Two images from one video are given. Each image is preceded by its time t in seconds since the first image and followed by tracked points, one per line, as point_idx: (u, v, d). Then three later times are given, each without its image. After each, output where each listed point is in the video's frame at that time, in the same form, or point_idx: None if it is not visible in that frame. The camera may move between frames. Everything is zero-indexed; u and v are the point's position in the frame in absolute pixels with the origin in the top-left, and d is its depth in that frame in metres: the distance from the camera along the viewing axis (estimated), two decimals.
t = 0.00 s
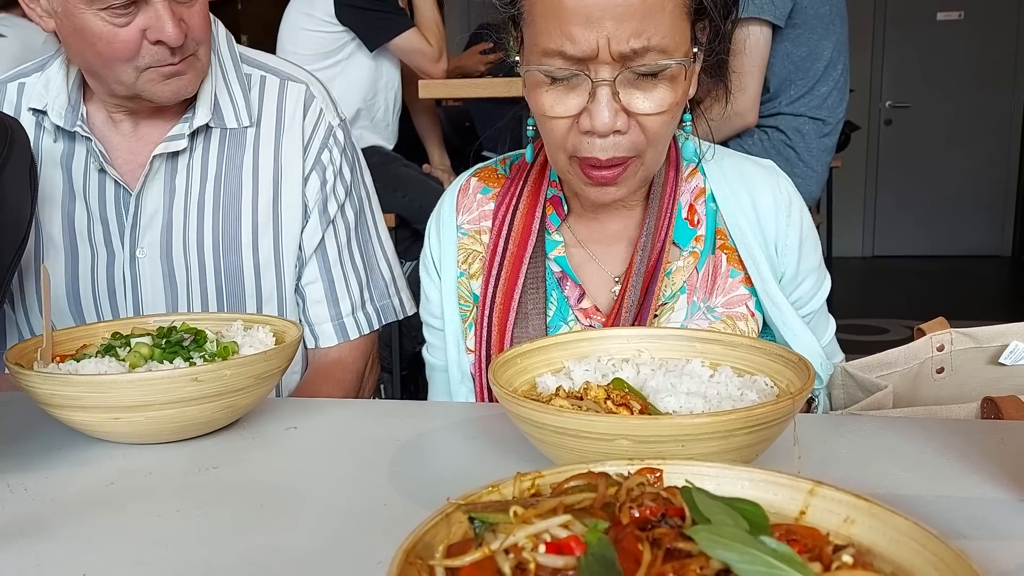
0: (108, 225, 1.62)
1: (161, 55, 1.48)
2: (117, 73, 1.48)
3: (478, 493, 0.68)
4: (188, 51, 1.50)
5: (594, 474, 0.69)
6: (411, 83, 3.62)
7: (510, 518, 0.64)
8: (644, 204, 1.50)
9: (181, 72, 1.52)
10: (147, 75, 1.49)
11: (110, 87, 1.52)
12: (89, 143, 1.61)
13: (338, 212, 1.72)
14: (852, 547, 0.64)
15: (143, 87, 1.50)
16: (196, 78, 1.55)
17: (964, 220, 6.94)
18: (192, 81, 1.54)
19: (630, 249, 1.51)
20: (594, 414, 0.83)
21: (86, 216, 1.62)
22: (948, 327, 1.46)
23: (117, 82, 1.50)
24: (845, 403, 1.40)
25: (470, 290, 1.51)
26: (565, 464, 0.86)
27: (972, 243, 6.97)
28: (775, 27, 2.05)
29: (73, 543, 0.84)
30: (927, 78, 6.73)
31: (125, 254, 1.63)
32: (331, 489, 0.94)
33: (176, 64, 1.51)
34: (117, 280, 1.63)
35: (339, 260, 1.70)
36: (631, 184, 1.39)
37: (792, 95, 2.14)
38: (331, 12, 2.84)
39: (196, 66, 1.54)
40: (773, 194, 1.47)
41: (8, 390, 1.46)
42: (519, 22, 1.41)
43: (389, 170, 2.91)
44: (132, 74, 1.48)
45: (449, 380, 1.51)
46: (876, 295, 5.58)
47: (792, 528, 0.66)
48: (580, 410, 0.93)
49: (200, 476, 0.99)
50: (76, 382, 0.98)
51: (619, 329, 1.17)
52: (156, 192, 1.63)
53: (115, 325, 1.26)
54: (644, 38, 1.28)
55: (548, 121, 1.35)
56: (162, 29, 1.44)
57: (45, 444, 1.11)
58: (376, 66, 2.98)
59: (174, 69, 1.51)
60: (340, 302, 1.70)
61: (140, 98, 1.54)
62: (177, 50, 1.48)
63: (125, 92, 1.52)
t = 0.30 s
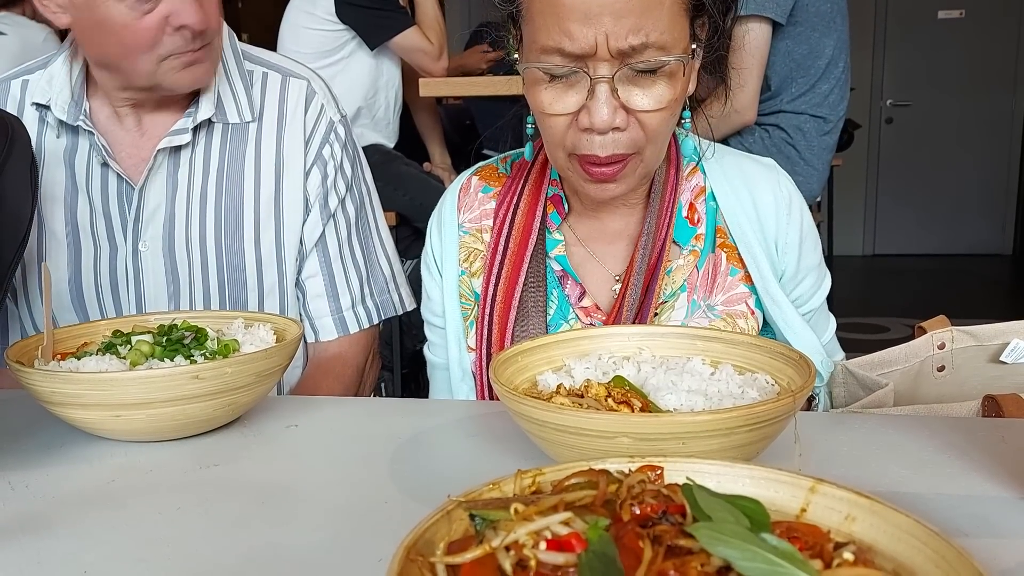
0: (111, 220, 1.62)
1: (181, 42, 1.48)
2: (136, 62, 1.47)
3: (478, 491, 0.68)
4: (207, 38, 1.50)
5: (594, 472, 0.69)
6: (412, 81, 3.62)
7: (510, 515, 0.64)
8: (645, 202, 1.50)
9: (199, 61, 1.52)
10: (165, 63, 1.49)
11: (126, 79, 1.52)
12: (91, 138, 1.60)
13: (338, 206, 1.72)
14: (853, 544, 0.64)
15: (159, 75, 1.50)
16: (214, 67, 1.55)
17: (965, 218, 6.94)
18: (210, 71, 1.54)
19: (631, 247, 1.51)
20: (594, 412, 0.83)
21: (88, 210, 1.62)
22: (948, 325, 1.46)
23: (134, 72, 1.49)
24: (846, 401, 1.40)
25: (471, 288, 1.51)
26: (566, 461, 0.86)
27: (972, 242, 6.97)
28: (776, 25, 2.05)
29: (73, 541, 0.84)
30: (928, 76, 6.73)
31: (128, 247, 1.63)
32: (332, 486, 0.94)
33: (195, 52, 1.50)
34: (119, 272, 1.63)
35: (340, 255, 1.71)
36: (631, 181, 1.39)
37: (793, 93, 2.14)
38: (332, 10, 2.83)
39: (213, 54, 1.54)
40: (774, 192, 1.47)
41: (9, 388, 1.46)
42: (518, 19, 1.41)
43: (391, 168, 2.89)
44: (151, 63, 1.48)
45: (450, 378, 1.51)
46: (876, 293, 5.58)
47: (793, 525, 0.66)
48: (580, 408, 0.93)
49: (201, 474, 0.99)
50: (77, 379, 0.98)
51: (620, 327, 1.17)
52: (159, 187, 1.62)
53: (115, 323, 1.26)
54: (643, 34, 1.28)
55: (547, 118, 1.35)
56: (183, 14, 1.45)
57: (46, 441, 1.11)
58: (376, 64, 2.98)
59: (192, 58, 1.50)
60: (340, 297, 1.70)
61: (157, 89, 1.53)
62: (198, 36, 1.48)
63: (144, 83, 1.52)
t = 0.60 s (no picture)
0: (113, 212, 1.62)
1: (219, 14, 1.51)
2: (177, 38, 1.48)
3: (478, 488, 0.68)
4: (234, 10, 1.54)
5: (595, 469, 0.69)
6: (412, 79, 3.62)
7: (510, 511, 0.64)
8: (645, 200, 1.50)
9: (233, 36, 1.55)
10: (206, 38, 1.51)
11: (152, 57, 1.51)
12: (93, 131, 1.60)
13: (337, 197, 1.71)
14: (853, 541, 0.64)
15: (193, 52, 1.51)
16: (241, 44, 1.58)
17: (965, 216, 6.94)
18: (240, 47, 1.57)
19: (631, 245, 1.51)
20: (594, 408, 0.83)
21: (91, 203, 1.61)
22: (948, 323, 1.46)
23: (173, 50, 1.50)
24: (846, 398, 1.40)
25: (472, 286, 1.51)
26: (567, 459, 0.86)
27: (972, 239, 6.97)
28: (777, 22, 2.05)
29: (74, 538, 0.84)
30: (929, 74, 6.72)
31: (132, 238, 1.62)
32: (332, 484, 0.93)
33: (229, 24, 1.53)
34: (122, 264, 1.63)
35: (337, 246, 1.70)
36: (632, 178, 1.38)
37: (794, 90, 2.14)
38: (332, 8, 2.83)
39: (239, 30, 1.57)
40: (775, 189, 1.47)
41: (9, 384, 1.46)
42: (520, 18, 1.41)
43: (390, 166, 2.90)
44: (193, 39, 1.49)
45: (451, 375, 1.51)
46: (876, 291, 5.57)
47: (793, 521, 0.65)
48: (580, 405, 0.93)
49: (201, 471, 0.98)
50: (76, 377, 0.98)
51: (620, 324, 1.16)
52: (163, 182, 1.62)
53: (115, 320, 1.26)
54: (645, 33, 1.27)
55: (549, 117, 1.35)
56: None
57: (46, 439, 1.11)
58: (376, 62, 2.97)
59: (228, 32, 1.53)
60: (336, 287, 1.70)
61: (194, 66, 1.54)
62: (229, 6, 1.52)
63: (178, 62, 1.52)
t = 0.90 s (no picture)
0: (112, 209, 1.62)
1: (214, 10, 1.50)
2: (173, 35, 1.48)
3: (478, 485, 0.68)
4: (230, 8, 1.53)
5: (596, 466, 0.69)
6: (412, 76, 3.61)
7: (510, 509, 0.64)
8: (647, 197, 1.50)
9: (229, 32, 1.54)
10: (202, 35, 1.50)
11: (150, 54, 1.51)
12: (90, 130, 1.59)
13: (336, 193, 1.71)
14: (855, 537, 0.64)
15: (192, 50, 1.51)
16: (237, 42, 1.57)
17: (966, 213, 6.94)
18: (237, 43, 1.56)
19: (632, 241, 1.51)
20: (595, 405, 0.83)
21: (89, 201, 1.61)
22: (949, 320, 1.46)
23: (168, 48, 1.50)
24: (847, 395, 1.40)
25: (473, 283, 1.51)
26: (568, 456, 0.86)
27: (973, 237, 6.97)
28: (778, 18, 2.04)
29: (74, 536, 0.83)
30: (930, 71, 6.72)
31: (130, 236, 1.63)
32: (333, 482, 0.93)
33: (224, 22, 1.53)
34: (120, 262, 1.63)
35: (336, 241, 1.69)
36: (633, 176, 1.38)
37: (795, 87, 2.14)
38: (332, 6, 2.82)
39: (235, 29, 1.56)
40: (776, 186, 1.47)
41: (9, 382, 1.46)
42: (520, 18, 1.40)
43: (391, 163, 2.87)
44: (189, 36, 1.49)
45: (452, 372, 1.51)
46: (877, 288, 5.57)
47: (794, 518, 0.65)
48: (581, 402, 0.93)
49: (201, 469, 0.98)
50: (77, 374, 0.98)
51: (621, 321, 1.16)
52: (161, 178, 1.62)
53: (115, 317, 1.26)
54: (646, 32, 1.27)
55: (550, 117, 1.34)
56: None
57: (45, 436, 1.11)
58: (376, 60, 2.97)
59: (224, 28, 1.53)
60: (335, 283, 1.69)
61: (192, 63, 1.54)
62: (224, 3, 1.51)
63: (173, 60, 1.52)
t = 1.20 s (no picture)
0: (109, 210, 1.62)
1: None
2: (96, 17, 1.41)
3: (479, 485, 0.68)
4: None
5: (597, 465, 0.69)
6: (412, 76, 3.61)
7: (511, 509, 0.64)
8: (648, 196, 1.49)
9: (161, 21, 1.42)
10: (124, 20, 1.40)
11: (94, 39, 1.46)
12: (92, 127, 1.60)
13: (335, 196, 1.71)
14: (856, 538, 0.64)
15: (130, 43, 1.43)
16: (179, 34, 1.45)
17: (966, 213, 6.93)
18: (174, 35, 1.45)
19: (634, 241, 1.50)
20: (597, 404, 0.83)
21: (87, 202, 1.61)
22: (950, 320, 1.46)
23: (97, 31, 1.43)
24: (848, 395, 1.40)
25: (475, 282, 1.51)
26: (568, 455, 0.86)
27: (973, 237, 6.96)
28: (779, 18, 2.04)
29: (73, 536, 0.83)
30: (930, 71, 6.71)
31: (127, 238, 1.62)
32: (333, 481, 0.93)
33: (155, 9, 1.41)
34: (118, 264, 1.63)
35: (336, 244, 1.70)
36: (633, 174, 1.38)
37: (795, 86, 2.13)
38: (331, 5, 2.82)
39: (179, 19, 1.44)
40: (777, 185, 1.47)
41: (8, 382, 1.46)
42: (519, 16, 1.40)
43: (390, 162, 2.88)
44: (110, 19, 1.40)
45: (453, 372, 1.51)
46: (877, 289, 5.56)
47: (794, 518, 0.65)
48: (582, 401, 0.93)
49: (200, 468, 0.98)
50: (77, 373, 0.98)
51: (622, 321, 1.16)
52: (157, 179, 1.62)
53: (116, 317, 1.26)
54: (644, 30, 1.27)
55: (549, 114, 1.34)
56: None
57: (46, 435, 1.11)
58: (376, 59, 2.97)
59: (151, 15, 1.41)
60: (336, 286, 1.70)
61: (119, 50, 1.45)
62: None
63: (108, 47, 1.45)
